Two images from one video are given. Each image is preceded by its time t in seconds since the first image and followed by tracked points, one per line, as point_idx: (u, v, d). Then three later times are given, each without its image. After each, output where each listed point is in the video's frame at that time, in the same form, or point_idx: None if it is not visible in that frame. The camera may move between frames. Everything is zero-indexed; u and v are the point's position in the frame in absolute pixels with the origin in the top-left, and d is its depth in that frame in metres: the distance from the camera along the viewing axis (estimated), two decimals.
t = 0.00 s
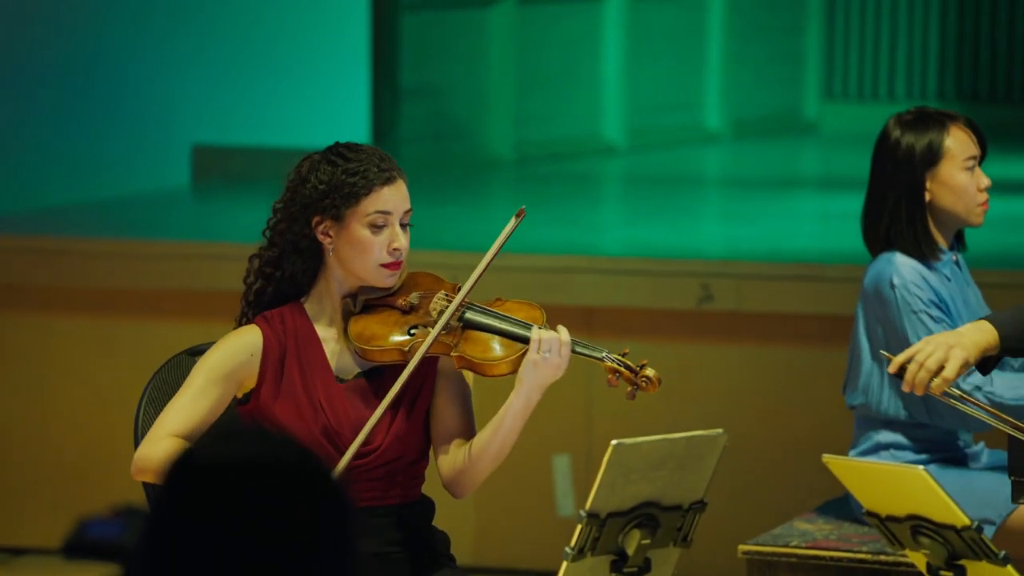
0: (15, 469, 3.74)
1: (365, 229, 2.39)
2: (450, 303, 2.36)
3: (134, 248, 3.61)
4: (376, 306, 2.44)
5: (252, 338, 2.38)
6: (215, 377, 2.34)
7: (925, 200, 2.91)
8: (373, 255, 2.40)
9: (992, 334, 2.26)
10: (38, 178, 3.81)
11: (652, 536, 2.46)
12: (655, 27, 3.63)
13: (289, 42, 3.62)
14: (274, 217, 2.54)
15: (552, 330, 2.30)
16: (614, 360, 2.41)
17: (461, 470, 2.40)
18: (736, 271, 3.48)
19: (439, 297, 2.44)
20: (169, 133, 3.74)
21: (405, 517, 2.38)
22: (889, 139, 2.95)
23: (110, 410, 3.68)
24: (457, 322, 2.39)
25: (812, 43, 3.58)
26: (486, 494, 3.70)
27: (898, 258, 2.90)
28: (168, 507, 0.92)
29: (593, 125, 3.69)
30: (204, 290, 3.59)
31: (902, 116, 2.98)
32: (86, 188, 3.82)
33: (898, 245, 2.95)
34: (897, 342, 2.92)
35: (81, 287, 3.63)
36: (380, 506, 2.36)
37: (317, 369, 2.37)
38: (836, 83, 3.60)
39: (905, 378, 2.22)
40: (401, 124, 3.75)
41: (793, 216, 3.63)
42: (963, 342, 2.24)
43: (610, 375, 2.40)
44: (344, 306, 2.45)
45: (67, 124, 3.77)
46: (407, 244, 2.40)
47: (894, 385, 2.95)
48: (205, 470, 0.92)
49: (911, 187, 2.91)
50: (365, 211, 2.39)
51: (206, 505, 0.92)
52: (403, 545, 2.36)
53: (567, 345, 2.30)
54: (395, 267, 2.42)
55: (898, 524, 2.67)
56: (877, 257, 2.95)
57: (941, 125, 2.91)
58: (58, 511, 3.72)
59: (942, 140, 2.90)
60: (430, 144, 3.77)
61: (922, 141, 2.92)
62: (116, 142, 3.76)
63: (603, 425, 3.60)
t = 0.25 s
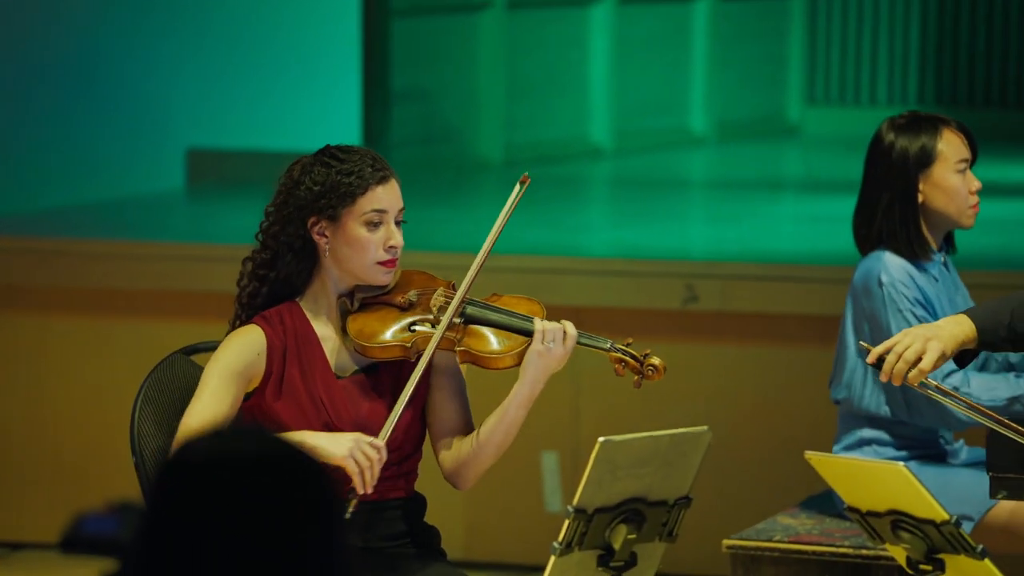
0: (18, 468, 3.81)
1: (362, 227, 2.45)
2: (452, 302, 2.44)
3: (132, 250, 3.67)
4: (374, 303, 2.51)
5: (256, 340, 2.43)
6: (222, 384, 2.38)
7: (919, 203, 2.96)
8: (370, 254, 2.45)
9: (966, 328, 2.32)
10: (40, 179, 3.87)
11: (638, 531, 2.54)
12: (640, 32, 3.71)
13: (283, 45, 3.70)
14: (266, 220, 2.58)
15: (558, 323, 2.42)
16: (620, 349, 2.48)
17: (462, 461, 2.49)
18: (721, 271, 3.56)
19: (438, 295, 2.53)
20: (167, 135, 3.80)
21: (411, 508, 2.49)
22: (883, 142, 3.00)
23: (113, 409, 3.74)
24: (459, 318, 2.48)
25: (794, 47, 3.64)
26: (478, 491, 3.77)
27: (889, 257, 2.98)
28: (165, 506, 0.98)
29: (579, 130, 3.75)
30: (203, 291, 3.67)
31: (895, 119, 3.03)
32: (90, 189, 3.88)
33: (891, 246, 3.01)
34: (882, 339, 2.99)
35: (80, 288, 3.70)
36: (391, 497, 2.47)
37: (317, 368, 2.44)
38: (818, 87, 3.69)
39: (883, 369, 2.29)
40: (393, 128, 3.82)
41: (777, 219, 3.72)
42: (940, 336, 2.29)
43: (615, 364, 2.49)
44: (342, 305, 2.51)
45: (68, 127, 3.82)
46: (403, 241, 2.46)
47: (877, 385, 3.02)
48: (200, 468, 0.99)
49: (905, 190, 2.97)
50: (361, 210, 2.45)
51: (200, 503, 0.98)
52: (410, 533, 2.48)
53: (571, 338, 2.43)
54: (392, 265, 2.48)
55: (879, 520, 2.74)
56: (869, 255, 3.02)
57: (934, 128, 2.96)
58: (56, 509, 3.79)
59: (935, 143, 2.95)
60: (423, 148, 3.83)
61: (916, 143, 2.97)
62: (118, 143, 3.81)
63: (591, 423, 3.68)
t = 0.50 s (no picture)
0: (24, 459, 3.95)
1: (355, 230, 2.49)
2: (448, 302, 2.49)
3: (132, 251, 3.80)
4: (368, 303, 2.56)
5: (258, 340, 2.45)
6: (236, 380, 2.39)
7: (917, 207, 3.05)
8: (363, 256, 2.50)
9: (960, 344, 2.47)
10: (40, 180, 4.01)
11: (625, 525, 2.62)
12: (626, 40, 3.80)
13: (277, 54, 3.83)
14: (258, 224, 2.62)
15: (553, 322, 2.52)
16: (614, 344, 2.56)
17: (461, 455, 2.56)
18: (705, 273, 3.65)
19: (432, 295, 2.59)
20: (164, 139, 3.93)
21: (409, 504, 2.56)
22: (881, 148, 3.10)
23: (111, 406, 3.89)
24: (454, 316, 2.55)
25: (778, 53, 3.71)
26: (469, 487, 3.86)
27: (885, 259, 3.07)
28: (165, 504, 0.90)
29: (569, 134, 3.84)
30: (207, 291, 3.79)
31: (890, 127, 3.13)
32: (91, 192, 4.01)
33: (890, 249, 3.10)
34: (868, 334, 3.07)
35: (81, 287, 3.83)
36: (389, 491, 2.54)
37: (316, 368, 2.48)
38: (802, 91, 3.71)
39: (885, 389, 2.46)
40: (385, 131, 3.89)
41: (759, 220, 3.85)
42: (935, 352, 2.45)
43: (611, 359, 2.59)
44: (336, 306, 2.55)
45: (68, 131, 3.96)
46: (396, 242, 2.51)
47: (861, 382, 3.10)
48: (198, 464, 0.89)
49: (903, 195, 3.05)
50: (354, 213, 2.49)
51: (199, 502, 0.89)
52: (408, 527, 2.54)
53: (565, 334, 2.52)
54: (384, 265, 2.52)
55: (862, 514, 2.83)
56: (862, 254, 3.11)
57: (930, 135, 3.06)
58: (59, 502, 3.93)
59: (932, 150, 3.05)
60: (413, 152, 3.90)
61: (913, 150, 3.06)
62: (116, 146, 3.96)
63: (579, 420, 3.76)
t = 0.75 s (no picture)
0: (27, 455, 4.04)
1: (352, 235, 2.55)
2: (443, 304, 2.54)
3: (134, 253, 3.90)
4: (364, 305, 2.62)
5: (256, 342, 2.51)
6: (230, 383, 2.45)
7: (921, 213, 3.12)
8: (360, 259, 2.56)
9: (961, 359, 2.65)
10: (44, 181, 4.12)
11: (617, 520, 2.69)
12: (618, 45, 3.87)
13: (277, 58, 3.96)
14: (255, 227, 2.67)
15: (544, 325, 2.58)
16: (606, 347, 2.63)
17: (454, 453, 2.62)
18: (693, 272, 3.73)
19: (426, 297, 2.65)
20: (165, 142, 4.06)
21: (404, 498, 2.61)
22: (887, 156, 3.16)
23: (111, 406, 3.98)
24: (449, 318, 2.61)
25: (765, 56, 3.77)
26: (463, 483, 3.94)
27: (886, 262, 3.13)
28: (166, 500, 1.00)
29: (561, 138, 3.92)
30: (207, 291, 3.87)
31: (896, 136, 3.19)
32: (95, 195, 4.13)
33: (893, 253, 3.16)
34: (861, 331, 3.15)
35: (82, 288, 3.93)
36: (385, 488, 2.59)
37: (312, 368, 2.53)
38: (789, 95, 3.77)
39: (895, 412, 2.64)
40: (382, 135, 4.01)
41: (746, 222, 3.94)
42: (941, 371, 2.63)
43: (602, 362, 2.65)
44: (333, 307, 2.61)
45: (71, 134, 4.08)
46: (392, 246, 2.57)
47: (854, 374, 3.19)
48: (198, 463, 0.99)
49: (907, 202, 3.12)
50: (351, 217, 2.55)
51: (201, 498, 1.00)
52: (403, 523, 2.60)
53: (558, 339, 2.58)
54: (380, 269, 2.58)
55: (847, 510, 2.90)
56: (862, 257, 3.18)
57: (935, 143, 3.13)
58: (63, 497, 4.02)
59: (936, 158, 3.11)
60: (408, 155, 3.99)
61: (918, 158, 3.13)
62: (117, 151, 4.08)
63: (571, 417, 3.83)
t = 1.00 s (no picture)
0: (17, 455, 4.06)
1: (333, 238, 2.56)
2: (421, 304, 2.58)
3: (123, 253, 3.93)
4: (348, 305, 2.64)
5: (240, 343, 2.52)
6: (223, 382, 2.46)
7: (920, 218, 3.15)
8: (343, 261, 2.58)
9: (963, 372, 2.70)
10: (33, 183, 4.15)
11: (602, 518, 2.73)
12: (606, 46, 3.91)
13: (266, 61, 3.99)
14: (238, 229, 2.67)
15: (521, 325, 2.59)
16: (583, 347, 2.67)
17: (438, 452, 2.66)
18: (679, 273, 3.77)
19: (408, 297, 2.68)
20: (155, 145, 4.08)
21: (383, 498, 2.61)
22: (888, 162, 3.20)
23: (102, 405, 4.00)
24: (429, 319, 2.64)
25: (749, 60, 3.83)
26: (450, 482, 3.97)
27: (884, 264, 3.16)
28: (155, 499, 0.97)
29: (548, 140, 3.95)
30: (197, 291, 3.89)
31: (899, 143, 3.24)
32: (84, 197, 4.13)
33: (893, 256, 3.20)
34: (855, 330, 3.18)
35: (71, 288, 3.96)
36: (363, 488, 2.58)
37: (297, 369, 2.54)
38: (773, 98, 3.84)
39: (903, 431, 2.64)
40: (371, 136, 4.02)
41: (731, 224, 3.93)
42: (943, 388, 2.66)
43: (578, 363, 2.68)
44: (317, 309, 2.63)
45: (62, 136, 4.12)
46: (373, 248, 2.59)
47: (843, 369, 3.24)
48: (193, 460, 0.96)
49: (907, 207, 3.15)
50: (333, 220, 2.56)
51: (192, 494, 0.97)
52: (382, 523, 2.59)
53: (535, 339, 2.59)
54: (362, 270, 2.61)
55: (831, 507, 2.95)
56: (859, 255, 3.21)
57: (936, 150, 3.16)
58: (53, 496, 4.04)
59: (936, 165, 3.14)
60: (396, 156, 4.02)
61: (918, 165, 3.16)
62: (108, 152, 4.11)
63: (557, 415, 3.87)
